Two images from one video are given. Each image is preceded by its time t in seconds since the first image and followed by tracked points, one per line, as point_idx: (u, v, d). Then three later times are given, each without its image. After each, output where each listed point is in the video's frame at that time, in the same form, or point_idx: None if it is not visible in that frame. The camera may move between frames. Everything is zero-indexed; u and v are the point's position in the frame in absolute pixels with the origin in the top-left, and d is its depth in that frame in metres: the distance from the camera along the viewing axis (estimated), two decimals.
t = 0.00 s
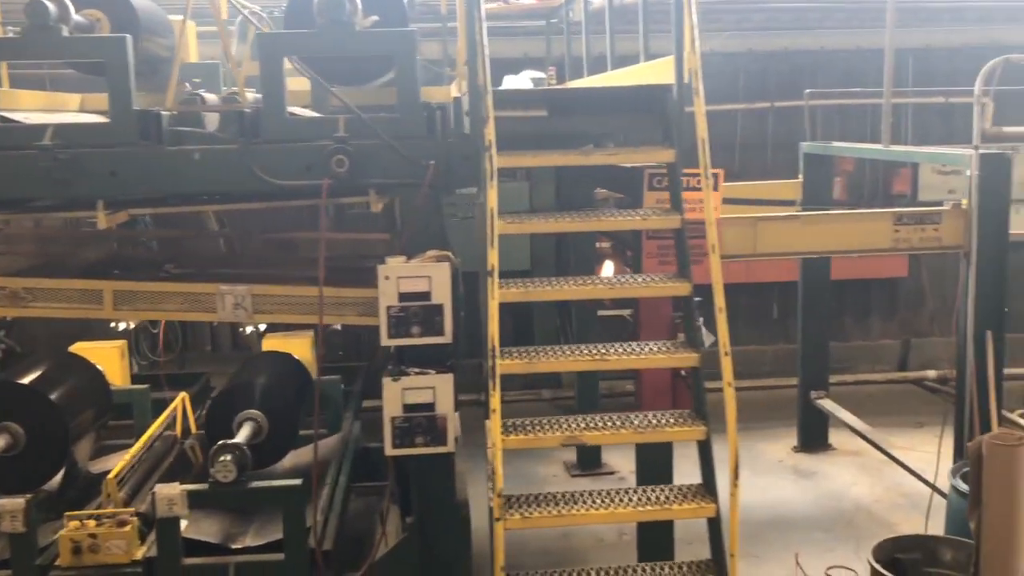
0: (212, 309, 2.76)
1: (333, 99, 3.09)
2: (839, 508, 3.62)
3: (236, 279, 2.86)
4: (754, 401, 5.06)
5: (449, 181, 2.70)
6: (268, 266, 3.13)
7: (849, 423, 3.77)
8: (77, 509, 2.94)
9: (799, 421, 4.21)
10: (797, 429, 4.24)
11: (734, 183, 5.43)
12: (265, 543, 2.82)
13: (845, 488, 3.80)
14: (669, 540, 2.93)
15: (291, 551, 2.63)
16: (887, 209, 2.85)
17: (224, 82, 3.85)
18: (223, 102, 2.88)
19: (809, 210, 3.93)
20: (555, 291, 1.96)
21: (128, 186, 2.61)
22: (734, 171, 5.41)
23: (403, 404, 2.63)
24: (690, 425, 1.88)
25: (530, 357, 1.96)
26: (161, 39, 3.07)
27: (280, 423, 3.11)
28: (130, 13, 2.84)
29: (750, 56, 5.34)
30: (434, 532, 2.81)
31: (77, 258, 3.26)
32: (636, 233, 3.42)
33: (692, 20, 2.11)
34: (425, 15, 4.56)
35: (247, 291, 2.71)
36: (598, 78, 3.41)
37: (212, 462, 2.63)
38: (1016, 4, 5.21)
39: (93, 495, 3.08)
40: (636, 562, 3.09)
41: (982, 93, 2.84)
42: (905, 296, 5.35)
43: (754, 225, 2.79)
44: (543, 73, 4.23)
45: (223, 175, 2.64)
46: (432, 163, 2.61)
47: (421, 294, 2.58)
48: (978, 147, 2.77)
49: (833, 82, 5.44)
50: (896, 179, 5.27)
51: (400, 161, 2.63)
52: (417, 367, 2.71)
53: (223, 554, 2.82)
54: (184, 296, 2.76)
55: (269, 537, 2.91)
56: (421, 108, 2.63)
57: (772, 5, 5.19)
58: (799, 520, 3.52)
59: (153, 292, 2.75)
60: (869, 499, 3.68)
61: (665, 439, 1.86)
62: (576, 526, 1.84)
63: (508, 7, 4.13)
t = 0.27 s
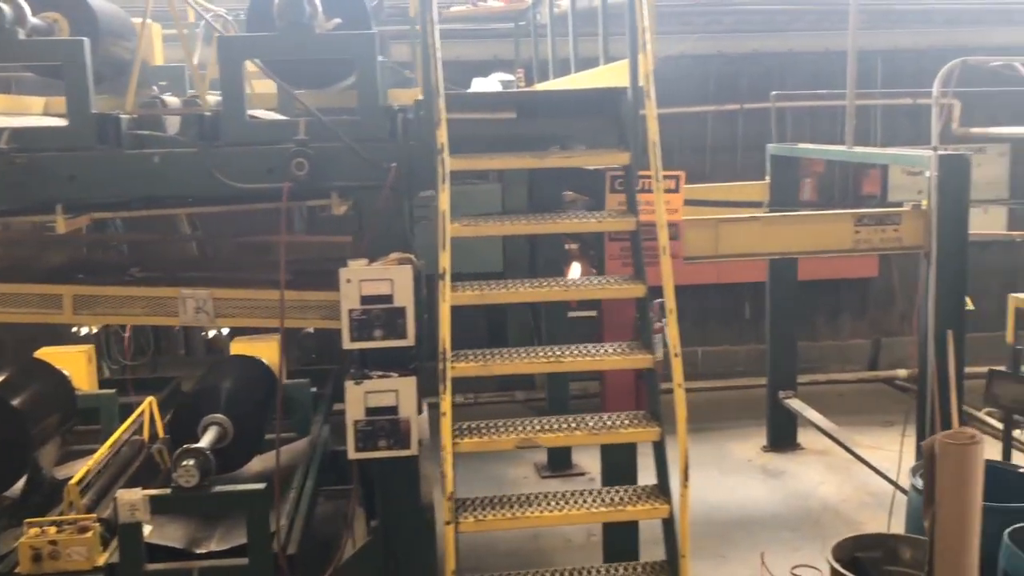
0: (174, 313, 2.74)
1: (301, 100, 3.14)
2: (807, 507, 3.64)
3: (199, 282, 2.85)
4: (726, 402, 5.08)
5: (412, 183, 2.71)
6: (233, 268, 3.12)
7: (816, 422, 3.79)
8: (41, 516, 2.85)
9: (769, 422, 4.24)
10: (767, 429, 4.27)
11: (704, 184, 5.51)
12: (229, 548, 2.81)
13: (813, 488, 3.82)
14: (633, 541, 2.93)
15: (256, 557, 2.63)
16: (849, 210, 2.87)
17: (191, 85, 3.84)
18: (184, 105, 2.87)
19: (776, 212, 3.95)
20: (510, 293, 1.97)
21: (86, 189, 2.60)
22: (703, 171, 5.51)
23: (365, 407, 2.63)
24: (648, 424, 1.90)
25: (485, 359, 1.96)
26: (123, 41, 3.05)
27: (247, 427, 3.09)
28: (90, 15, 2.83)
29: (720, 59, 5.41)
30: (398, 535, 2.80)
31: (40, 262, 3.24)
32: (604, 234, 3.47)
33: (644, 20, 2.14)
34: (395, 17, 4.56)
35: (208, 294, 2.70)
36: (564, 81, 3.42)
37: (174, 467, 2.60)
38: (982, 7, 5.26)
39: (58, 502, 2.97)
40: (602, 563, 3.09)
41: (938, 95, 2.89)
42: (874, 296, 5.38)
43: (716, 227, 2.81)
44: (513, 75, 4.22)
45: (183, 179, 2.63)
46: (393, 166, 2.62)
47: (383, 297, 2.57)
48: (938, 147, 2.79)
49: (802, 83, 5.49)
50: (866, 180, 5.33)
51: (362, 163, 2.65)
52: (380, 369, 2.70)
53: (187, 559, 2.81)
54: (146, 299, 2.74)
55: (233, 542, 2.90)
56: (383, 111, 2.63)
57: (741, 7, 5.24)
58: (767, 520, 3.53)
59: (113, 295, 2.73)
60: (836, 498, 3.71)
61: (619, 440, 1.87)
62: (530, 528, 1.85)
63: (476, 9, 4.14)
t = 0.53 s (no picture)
0: (135, 319, 2.72)
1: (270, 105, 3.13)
2: (774, 509, 3.65)
3: (160, 287, 2.83)
4: (699, 405, 5.09)
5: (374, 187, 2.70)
6: (196, 273, 3.10)
7: (784, 424, 3.81)
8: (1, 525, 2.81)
9: (739, 425, 4.25)
10: (737, 431, 4.28)
11: (676, 188, 5.52)
12: (191, 555, 2.78)
13: (781, 490, 3.84)
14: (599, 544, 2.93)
15: (217, 565, 2.61)
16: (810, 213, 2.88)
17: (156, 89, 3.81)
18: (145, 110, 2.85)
19: (743, 215, 3.97)
20: (465, 298, 1.98)
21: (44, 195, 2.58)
22: (675, 174, 5.54)
23: (327, 413, 2.62)
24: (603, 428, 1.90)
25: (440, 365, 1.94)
26: (83, 45, 3.03)
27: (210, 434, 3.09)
28: (48, 19, 2.80)
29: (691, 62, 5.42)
30: (361, 541, 2.79)
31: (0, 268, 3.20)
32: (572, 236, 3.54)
33: (596, 26, 2.24)
34: (364, 21, 4.55)
35: (168, 300, 2.68)
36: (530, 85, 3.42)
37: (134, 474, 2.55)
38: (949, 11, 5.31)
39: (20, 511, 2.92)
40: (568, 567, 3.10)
41: (899, 100, 2.93)
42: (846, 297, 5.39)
43: (678, 231, 2.83)
44: (481, 79, 4.22)
45: (142, 185, 2.62)
46: (354, 170, 2.61)
47: (344, 302, 2.56)
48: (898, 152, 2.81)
49: (772, 87, 5.51)
50: (836, 183, 5.38)
51: (323, 167, 2.63)
52: (342, 375, 2.69)
53: (149, 567, 2.78)
54: (106, 305, 2.72)
55: (196, 550, 2.87)
56: (343, 114, 2.61)
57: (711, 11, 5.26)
58: (734, 522, 3.55)
59: (72, 302, 2.70)
60: (804, 500, 3.72)
61: (573, 446, 1.86)
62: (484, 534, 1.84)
63: (444, 13, 4.14)
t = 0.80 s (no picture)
0: (90, 325, 2.69)
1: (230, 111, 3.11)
2: (739, 512, 3.66)
3: (117, 293, 2.81)
4: (669, 409, 5.10)
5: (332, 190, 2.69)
6: (156, 278, 3.07)
7: (749, 428, 3.82)
8: None
9: (706, 428, 4.26)
10: (704, 435, 4.29)
11: (646, 192, 5.53)
12: (148, 564, 2.75)
13: (747, 493, 3.85)
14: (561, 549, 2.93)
15: (174, 573, 2.59)
16: (770, 217, 2.90)
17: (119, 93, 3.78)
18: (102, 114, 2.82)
19: (710, 220, 3.98)
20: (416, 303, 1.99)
21: None
22: (646, 179, 5.56)
23: (285, 419, 2.60)
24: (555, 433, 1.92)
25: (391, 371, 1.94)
26: (40, 50, 3.00)
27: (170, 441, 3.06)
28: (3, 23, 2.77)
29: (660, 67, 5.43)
30: (321, 548, 2.78)
31: None
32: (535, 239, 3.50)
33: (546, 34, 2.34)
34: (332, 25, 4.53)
35: (125, 306, 2.66)
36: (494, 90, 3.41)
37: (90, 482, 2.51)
38: (916, 16, 5.36)
39: None
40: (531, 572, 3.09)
41: (857, 106, 2.96)
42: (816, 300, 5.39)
43: (638, 235, 2.83)
44: (449, 83, 4.20)
45: (97, 189, 2.60)
46: (311, 174, 2.60)
47: (302, 307, 2.54)
48: (857, 157, 2.83)
49: (742, 92, 5.53)
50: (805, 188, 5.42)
51: (280, 171, 2.62)
52: (300, 382, 2.68)
53: None
54: (61, 310, 2.69)
55: (154, 558, 2.84)
56: (301, 117, 2.59)
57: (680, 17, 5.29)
58: (699, 525, 3.55)
59: (27, 308, 2.68)
60: (769, 503, 3.74)
61: (523, 452, 1.87)
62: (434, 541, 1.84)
63: (411, 17, 4.13)
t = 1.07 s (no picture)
0: (53, 328, 2.67)
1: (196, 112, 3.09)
2: (711, 514, 3.67)
3: (81, 295, 2.78)
4: (644, 411, 5.11)
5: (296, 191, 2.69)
6: (122, 280, 3.05)
7: (720, 429, 3.83)
8: None
9: (679, 430, 4.27)
10: (677, 436, 4.30)
11: (621, 194, 5.55)
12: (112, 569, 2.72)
13: (719, 494, 3.86)
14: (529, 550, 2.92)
15: None
16: (737, 219, 2.91)
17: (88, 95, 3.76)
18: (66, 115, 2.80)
19: (682, 222, 3.99)
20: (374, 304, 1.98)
21: None
22: (621, 181, 5.57)
23: (250, 422, 2.58)
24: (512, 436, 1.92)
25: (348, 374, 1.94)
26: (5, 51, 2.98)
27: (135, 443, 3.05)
28: None
29: (635, 69, 5.45)
30: (287, 552, 2.76)
31: None
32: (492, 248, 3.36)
33: (506, 34, 2.36)
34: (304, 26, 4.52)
35: (88, 308, 2.64)
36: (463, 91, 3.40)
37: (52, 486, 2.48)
38: (889, 20, 5.42)
39: None
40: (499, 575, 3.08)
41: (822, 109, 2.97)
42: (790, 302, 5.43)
43: (605, 238, 2.83)
44: (421, 85, 4.20)
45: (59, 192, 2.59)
46: (274, 175, 2.60)
47: (266, 310, 2.53)
48: (822, 159, 2.83)
49: (717, 94, 5.56)
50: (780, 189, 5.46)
51: (245, 173, 2.63)
52: (266, 385, 2.66)
53: None
54: (24, 313, 2.67)
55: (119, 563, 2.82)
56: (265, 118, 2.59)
57: (655, 18, 5.37)
58: (670, 527, 3.56)
59: None
60: (740, 504, 3.75)
61: (481, 455, 1.87)
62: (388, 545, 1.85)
63: (384, 19, 4.13)
